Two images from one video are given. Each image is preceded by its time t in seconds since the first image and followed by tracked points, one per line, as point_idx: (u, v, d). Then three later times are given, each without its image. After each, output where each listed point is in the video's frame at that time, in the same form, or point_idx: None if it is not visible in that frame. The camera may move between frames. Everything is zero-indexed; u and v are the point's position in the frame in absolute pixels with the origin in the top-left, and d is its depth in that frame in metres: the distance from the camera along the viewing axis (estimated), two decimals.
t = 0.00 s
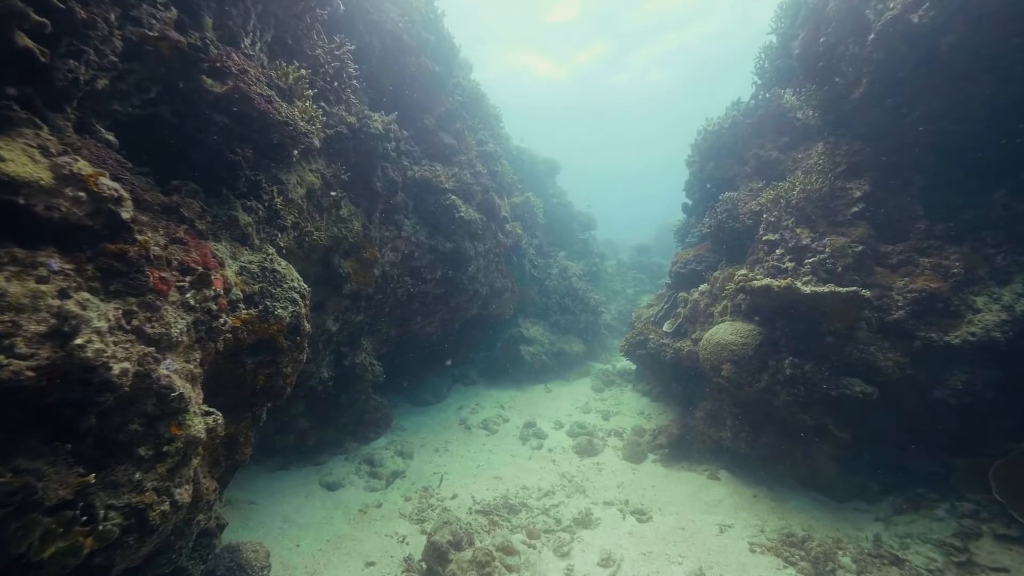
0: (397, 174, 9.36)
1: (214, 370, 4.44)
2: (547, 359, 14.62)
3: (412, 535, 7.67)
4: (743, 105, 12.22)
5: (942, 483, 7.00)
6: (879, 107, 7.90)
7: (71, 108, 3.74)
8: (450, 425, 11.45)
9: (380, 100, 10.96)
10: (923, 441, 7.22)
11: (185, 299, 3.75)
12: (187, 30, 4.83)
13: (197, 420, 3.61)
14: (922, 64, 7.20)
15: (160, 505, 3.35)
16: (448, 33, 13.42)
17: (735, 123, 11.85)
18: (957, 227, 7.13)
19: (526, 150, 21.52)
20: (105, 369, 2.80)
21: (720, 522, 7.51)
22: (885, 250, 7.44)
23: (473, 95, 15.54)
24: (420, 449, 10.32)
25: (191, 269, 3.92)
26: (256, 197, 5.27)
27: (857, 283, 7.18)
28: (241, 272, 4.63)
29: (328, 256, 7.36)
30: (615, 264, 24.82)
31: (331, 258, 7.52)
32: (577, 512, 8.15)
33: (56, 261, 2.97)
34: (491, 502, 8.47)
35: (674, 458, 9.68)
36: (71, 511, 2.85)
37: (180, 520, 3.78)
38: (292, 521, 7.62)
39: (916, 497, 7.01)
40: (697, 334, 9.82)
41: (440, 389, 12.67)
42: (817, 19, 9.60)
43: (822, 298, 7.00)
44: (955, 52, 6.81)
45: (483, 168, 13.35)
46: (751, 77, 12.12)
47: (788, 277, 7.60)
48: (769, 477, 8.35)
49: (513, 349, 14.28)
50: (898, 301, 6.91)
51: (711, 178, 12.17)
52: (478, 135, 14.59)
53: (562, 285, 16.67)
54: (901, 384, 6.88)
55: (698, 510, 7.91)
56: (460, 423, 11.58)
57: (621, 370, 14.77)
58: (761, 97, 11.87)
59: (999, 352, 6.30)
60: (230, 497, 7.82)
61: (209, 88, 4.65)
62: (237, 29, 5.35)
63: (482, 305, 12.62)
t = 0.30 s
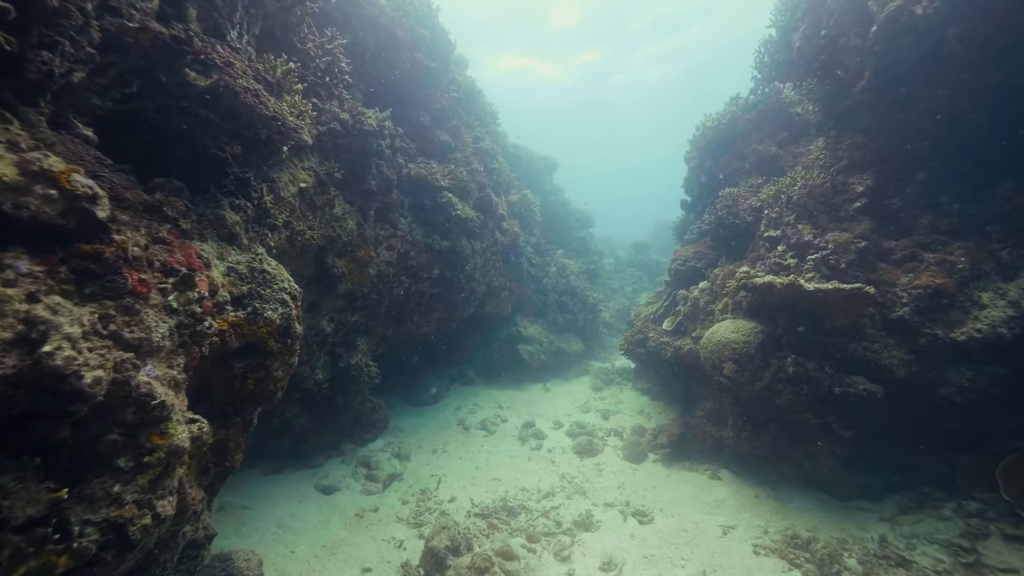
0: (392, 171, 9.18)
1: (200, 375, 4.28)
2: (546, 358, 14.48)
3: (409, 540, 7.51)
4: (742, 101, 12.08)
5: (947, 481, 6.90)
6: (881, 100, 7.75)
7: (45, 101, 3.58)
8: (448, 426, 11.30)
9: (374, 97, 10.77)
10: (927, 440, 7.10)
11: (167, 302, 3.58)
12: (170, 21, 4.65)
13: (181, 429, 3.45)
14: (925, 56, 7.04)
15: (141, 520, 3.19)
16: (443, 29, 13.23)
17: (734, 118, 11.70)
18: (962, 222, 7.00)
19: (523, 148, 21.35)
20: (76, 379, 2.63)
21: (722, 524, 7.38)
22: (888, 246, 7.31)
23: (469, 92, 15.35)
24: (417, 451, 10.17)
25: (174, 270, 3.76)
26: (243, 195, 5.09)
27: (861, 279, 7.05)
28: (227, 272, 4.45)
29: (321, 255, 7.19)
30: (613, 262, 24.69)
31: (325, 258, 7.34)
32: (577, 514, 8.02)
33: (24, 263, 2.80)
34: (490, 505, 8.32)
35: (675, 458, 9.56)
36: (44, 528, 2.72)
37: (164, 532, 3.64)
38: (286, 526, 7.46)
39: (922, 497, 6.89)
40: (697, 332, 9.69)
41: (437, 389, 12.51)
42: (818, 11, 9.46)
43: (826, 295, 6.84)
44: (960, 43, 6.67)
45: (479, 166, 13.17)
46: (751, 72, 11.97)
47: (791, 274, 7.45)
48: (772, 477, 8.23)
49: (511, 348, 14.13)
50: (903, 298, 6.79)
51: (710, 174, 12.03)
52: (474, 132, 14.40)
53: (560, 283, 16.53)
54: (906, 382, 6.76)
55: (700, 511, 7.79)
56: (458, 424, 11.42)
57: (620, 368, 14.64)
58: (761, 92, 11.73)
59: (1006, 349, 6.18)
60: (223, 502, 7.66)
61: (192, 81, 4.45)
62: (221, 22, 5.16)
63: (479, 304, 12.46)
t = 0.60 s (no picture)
0: (387, 174, 9.03)
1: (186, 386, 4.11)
2: (544, 362, 14.33)
3: (406, 551, 7.33)
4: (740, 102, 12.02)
5: (954, 486, 6.77)
6: (882, 98, 7.66)
7: (20, 100, 3.42)
8: (446, 432, 11.12)
9: (368, 99, 10.65)
10: (934, 444, 6.97)
11: (149, 311, 3.42)
12: (154, 20, 4.50)
13: (162, 445, 3.30)
14: (927, 54, 6.95)
15: (118, 541, 3.04)
16: (439, 31, 13.13)
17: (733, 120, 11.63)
18: (965, 222, 6.90)
19: (520, 151, 21.25)
20: (44, 395, 2.48)
21: (726, 532, 7.22)
22: (892, 246, 7.21)
23: (465, 94, 15.25)
24: (414, 458, 9.99)
25: (157, 278, 3.60)
26: (232, 198, 4.94)
27: (864, 281, 6.94)
28: (214, 279, 4.29)
29: (316, 260, 7.04)
30: (612, 264, 24.59)
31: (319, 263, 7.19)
32: (578, 523, 7.86)
33: None
34: (489, 514, 8.15)
35: (676, 463, 9.40)
36: (12, 555, 2.59)
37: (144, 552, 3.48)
38: (280, 539, 7.27)
39: (929, 502, 6.76)
40: (697, 335, 9.55)
41: (434, 394, 12.33)
42: (817, 11, 9.38)
43: (831, 297, 6.64)
44: (962, 41, 6.58)
45: (475, 168, 13.04)
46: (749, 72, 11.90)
47: (794, 275, 7.28)
48: (776, 482, 8.09)
49: (509, 352, 13.97)
50: (907, 299, 6.67)
51: (709, 176, 11.94)
52: (471, 134, 14.28)
53: (558, 286, 16.40)
54: (912, 385, 6.64)
55: (703, 519, 7.63)
56: (455, 430, 11.25)
57: (620, 372, 14.49)
58: (759, 93, 11.65)
59: (1013, 351, 6.06)
60: (215, 514, 7.46)
61: (177, 82, 4.31)
62: (207, 20, 5.02)
63: (476, 308, 12.31)
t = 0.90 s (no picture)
0: (381, 175, 8.88)
1: (168, 395, 3.94)
2: (541, 365, 14.19)
3: (400, 561, 7.13)
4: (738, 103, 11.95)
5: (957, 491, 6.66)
6: (881, 98, 7.58)
7: None
8: (441, 437, 10.96)
9: (363, 100, 10.51)
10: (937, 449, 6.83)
11: (126, 316, 3.25)
12: (135, 13, 4.32)
13: (141, 457, 3.11)
14: (927, 53, 6.88)
15: (91, 561, 2.87)
16: (434, 31, 13.04)
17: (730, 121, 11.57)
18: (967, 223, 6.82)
19: (517, 153, 21.17)
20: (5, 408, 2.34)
21: (726, 538, 7.09)
22: (892, 248, 7.12)
23: (461, 95, 15.15)
24: (409, 463, 9.81)
25: (135, 282, 3.44)
26: (218, 199, 4.79)
27: (865, 283, 6.85)
28: (198, 282, 4.12)
29: (308, 263, 6.88)
30: (609, 266, 24.49)
31: (311, 266, 7.03)
32: (576, 530, 7.71)
33: None
34: (485, 521, 7.98)
35: (675, 468, 9.26)
36: None
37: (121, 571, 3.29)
38: (271, 548, 7.07)
39: (932, 507, 6.66)
40: (696, 338, 9.44)
41: (429, 399, 12.17)
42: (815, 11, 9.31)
43: (832, 299, 6.58)
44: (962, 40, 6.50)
45: (471, 170, 12.91)
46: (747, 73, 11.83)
47: (795, 278, 7.22)
48: (776, 487, 7.97)
49: (506, 355, 13.82)
50: (909, 302, 6.57)
51: (707, 177, 11.86)
52: (467, 136, 14.16)
53: (554, 289, 16.28)
54: (915, 389, 6.53)
55: (702, 525, 7.50)
56: (451, 435, 11.08)
57: (617, 375, 14.36)
58: (757, 94, 11.59)
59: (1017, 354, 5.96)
60: (204, 523, 7.26)
61: (157, 78, 4.17)
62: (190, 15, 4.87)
63: (472, 311, 12.15)
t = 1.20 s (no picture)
0: (378, 178, 8.73)
1: (154, 404, 3.78)
2: (540, 370, 14.02)
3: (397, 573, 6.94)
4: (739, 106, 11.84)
5: (968, 501, 6.51)
6: (888, 100, 7.47)
7: None
8: (439, 443, 10.77)
9: (360, 101, 10.38)
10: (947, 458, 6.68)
11: (107, 323, 3.10)
12: (123, 9, 4.17)
13: (121, 472, 2.95)
14: (934, 54, 6.76)
15: None
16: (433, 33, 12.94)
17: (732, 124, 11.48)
18: (975, 227, 6.70)
19: (516, 157, 21.07)
20: None
21: (731, 550, 6.91)
22: (899, 252, 6.99)
23: (460, 97, 15.04)
24: (406, 471, 9.62)
25: (118, 286, 3.29)
26: (208, 201, 4.64)
27: (872, 288, 6.71)
28: (186, 286, 3.96)
29: (304, 267, 6.73)
30: (608, 270, 24.37)
31: (308, 269, 6.88)
32: (577, 541, 7.52)
33: None
34: (484, 532, 7.78)
35: (678, 476, 9.08)
36: None
37: None
38: (264, 559, 6.86)
39: (942, 518, 6.50)
40: (698, 343, 9.28)
41: (427, 404, 11.97)
42: (818, 13, 9.22)
43: (839, 305, 6.43)
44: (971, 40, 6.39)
45: (470, 172, 12.77)
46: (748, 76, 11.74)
47: (800, 282, 7.06)
48: (782, 497, 7.79)
49: (505, 360, 13.64)
50: (918, 307, 6.45)
51: (708, 181, 11.74)
52: (465, 138, 14.05)
53: (553, 293, 16.13)
54: (924, 397, 6.40)
55: (706, 536, 7.31)
56: (449, 441, 10.89)
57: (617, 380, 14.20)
58: (758, 97, 11.50)
59: None
60: (195, 533, 7.06)
61: (146, 76, 4.04)
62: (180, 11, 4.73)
63: (470, 315, 11.98)
